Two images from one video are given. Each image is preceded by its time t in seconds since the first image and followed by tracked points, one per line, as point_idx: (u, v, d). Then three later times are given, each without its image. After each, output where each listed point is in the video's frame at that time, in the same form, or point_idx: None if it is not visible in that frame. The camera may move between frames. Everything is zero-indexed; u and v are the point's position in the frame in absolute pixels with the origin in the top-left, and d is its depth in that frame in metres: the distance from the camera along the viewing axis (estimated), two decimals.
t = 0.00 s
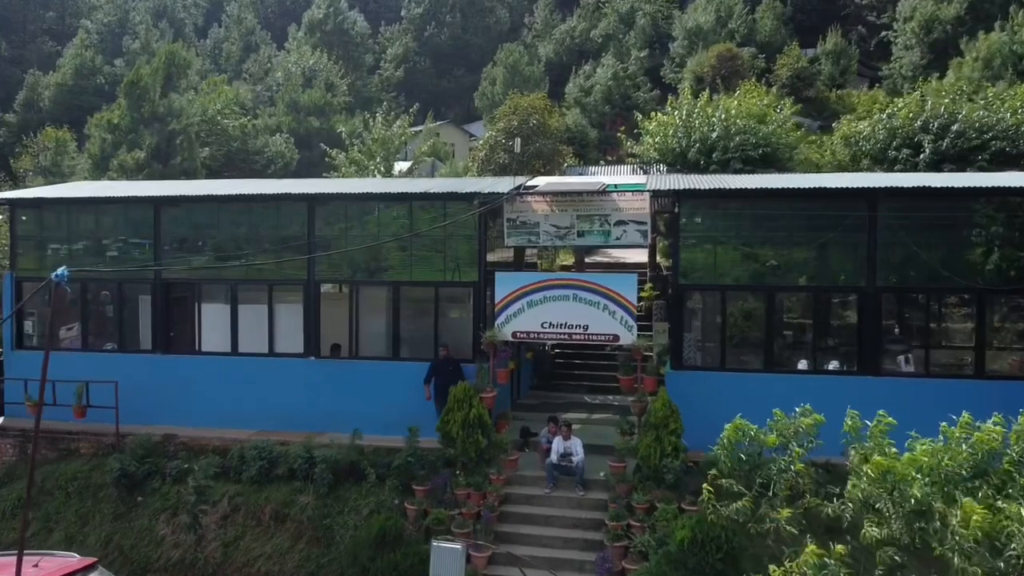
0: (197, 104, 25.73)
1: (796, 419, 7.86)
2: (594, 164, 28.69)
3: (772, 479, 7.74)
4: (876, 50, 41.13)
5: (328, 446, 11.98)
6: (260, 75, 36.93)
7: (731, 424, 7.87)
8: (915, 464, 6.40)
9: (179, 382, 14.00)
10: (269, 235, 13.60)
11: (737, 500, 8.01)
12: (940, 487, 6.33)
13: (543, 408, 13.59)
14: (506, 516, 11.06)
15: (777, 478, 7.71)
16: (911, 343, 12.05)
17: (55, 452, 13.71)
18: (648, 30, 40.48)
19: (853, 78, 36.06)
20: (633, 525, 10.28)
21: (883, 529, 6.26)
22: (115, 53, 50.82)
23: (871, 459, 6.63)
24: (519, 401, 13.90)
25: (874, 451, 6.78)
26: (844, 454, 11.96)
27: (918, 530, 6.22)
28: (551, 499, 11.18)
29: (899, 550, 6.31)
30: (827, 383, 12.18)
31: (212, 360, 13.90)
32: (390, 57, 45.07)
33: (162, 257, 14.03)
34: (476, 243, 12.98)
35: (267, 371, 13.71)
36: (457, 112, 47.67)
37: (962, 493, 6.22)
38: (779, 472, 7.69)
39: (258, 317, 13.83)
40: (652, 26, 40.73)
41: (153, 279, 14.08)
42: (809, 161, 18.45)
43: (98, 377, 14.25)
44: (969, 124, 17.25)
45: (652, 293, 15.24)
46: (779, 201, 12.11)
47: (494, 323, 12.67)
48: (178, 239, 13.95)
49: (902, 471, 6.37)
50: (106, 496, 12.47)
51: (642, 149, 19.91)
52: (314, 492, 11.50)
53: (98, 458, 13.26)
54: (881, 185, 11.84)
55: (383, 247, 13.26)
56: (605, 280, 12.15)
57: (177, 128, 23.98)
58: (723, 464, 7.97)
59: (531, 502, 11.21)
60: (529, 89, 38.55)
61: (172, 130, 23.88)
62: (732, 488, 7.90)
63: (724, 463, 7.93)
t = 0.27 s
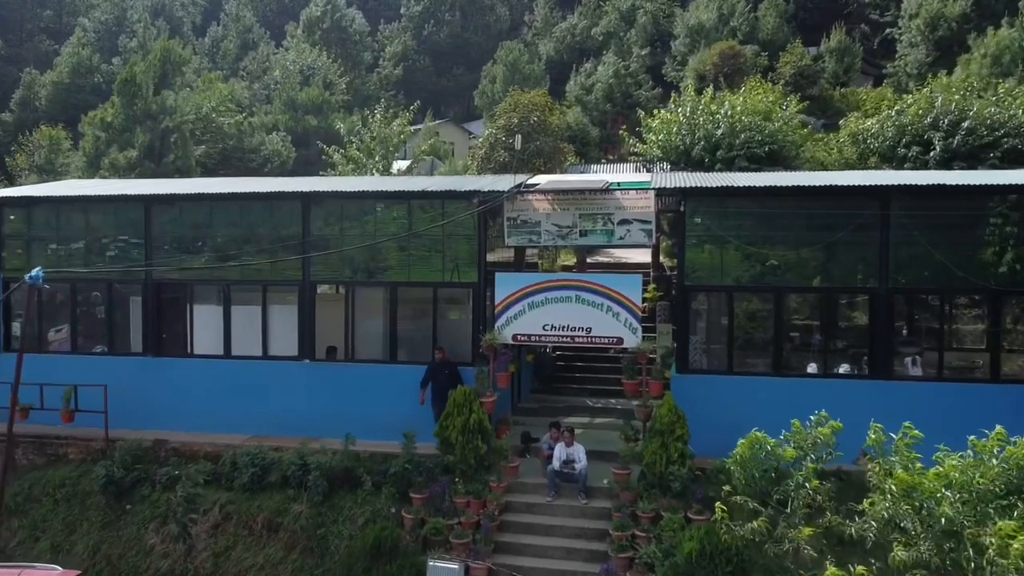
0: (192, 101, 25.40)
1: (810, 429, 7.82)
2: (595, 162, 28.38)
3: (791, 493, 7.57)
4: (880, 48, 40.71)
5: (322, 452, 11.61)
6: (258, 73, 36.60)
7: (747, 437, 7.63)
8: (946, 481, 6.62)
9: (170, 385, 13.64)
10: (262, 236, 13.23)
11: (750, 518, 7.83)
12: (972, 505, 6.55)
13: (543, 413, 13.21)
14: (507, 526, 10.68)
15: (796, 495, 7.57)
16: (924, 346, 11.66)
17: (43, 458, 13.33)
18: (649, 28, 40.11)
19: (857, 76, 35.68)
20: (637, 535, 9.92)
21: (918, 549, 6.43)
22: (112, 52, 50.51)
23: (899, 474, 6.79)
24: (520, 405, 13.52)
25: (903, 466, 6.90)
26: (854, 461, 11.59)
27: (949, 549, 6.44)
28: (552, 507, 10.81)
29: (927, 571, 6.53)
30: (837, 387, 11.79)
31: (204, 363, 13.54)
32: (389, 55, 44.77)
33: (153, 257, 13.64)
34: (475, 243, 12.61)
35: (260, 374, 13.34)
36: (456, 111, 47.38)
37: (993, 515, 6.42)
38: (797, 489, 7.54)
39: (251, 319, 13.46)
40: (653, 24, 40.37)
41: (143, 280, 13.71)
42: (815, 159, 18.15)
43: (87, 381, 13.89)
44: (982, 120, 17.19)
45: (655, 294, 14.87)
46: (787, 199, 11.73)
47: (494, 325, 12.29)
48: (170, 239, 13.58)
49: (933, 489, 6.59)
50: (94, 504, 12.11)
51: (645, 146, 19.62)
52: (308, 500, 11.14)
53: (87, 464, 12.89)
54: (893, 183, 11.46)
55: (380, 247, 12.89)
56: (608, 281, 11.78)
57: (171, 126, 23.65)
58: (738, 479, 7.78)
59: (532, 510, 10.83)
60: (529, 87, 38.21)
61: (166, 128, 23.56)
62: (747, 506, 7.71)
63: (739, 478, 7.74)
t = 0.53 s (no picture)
0: (188, 99, 25.10)
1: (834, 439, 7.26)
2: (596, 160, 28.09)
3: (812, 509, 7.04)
4: (884, 46, 40.34)
5: (317, 457, 11.29)
6: (256, 72, 36.26)
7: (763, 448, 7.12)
8: (978, 495, 5.90)
9: (162, 388, 13.31)
10: (256, 235, 12.91)
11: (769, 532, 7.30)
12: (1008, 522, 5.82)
13: (545, 417, 12.90)
14: (507, 534, 10.35)
15: (817, 509, 7.01)
16: (935, 348, 11.32)
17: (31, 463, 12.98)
18: (650, 26, 39.78)
19: (861, 74, 35.34)
20: (643, 544, 9.63)
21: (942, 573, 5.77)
22: (109, 50, 50.20)
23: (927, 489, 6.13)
24: (520, 409, 13.19)
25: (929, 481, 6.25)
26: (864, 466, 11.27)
27: (980, 570, 5.80)
28: (555, 515, 10.48)
29: None
30: (848, 391, 11.46)
31: (196, 365, 13.21)
32: (387, 53, 44.47)
33: (144, 257, 13.31)
34: (474, 243, 12.28)
35: (254, 377, 13.02)
36: (456, 110, 47.08)
37: None
38: (819, 503, 6.99)
39: (245, 320, 13.15)
40: (654, 22, 40.00)
41: (135, 280, 13.39)
42: (821, 157, 17.91)
43: (77, 384, 13.57)
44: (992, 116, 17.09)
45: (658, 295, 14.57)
46: (795, 197, 11.41)
47: (494, 327, 11.96)
48: (161, 238, 13.24)
49: (962, 505, 5.89)
50: (84, 510, 11.79)
51: (647, 144, 19.43)
52: (303, 507, 10.82)
53: (76, 469, 12.56)
54: (904, 181, 11.12)
55: (378, 246, 12.57)
56: (611, 282, 11.45)
57: (165, 123, 23.36)
58: (756, 490, 7.29)
59: (533, 518, 10.51)
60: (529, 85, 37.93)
61: (160, 125, 23.26)
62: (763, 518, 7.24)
63: (756, 489, 7.26)
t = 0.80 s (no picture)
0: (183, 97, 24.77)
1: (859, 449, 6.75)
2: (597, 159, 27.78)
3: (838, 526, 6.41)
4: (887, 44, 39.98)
5: (311, 463, 10.92)
6: (253, 69, 35.91)
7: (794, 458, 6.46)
8: None
9: (153, 391, 12.96)
10: (249, 234, 12.55)
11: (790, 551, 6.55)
12: None
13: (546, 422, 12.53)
14: (508, 544, 9.98)
15: (845, 527, 6.39)
16: (950, 351, 10.95)
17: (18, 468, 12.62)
18: (652, 24, 39.46)
19: (865, 72, 34.99)
20: (650, 555, 9.28)
21: None
22: (107, 48, 49.91)
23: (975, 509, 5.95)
24: (521, 413, 12.81)
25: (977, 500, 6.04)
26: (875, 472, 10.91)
27: None
28: (557, 524, 10.13)
29: None
30: (859, 395, 11.08)
31: (188, 367, 12.85)
32: (386, 52, 44.16)
33: (135, 256, 12.94)
34: (474, 242, 11.92)
35: (247, 380, 12.66)
36: (456, 108, 46.76)
37: None
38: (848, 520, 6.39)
39: (238, 321, 12.78)
40: (656, 20, 39.68)
41: (125, 280, 13.02)
42: (827, 154, 17.61)
43: (66, 386, 13.22)
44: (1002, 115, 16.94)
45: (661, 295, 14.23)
46: (805, 194, 11.04)
47: (495, 329, 11.58)
48: (152, 236, 12.88)
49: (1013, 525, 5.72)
50: (71, 518, 11.43)
51: (651, 141, 19.14)
52: (296, 515, 10.46)
53: (65, 475, 12.20)
54: (919, 177, 10.74)
55: (375, 245, 12.21)
56: (615, 282, 11.09)
57: (160, 121, 23.04)
58: (778, 505, 6.54)
59: (535, 527, 10.15)
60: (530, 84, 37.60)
61: (154, 123, 22.95)
62: (786, 536, 6.46)
63: (780, 504, 6.49)
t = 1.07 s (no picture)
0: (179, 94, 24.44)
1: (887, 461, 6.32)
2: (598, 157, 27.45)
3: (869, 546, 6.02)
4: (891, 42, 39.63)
5: (306, 469, 10.58)
6: (250, 67, 35.62)
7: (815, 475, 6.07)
8: None
9: (144, 394, 12.61)
10: (243, 233, 12.21)
11: None
12: None
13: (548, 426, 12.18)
14: (510, 553, 9.63)
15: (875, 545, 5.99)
16: (965, 353, 10.61)
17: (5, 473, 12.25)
18: (653, 22, 39.13)
19: (869, 71, 34.65)
20: (657, 564, 8.94)
21: None
22: (105, 46, 49.58)
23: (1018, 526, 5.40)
24: (522, 416, 12.46)
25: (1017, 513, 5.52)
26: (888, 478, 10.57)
27: None
28: (560, 532, 9.78)
29: None
30: (872, 398, 10.74)
31: (181, 369, 12.50)
32: (386, 50, 43.83)
33: (126, 255, 12.58)
34: (474, 241, 11.56)
35: (242, 383, 12.32)
36: (456, 107, 46.42)
37: None
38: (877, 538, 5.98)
39: (232, 322, 12.44)
40: (657, 18, 39.36)
41: (116, 279, 12.67)
42: (835, 152, 17.31)
43: (55, 389, 12.87)
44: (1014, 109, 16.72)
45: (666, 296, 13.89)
46: (816, 192, 10.69)
47: (496, 331, 11.22)
48: (144, 235, 12.53)
49: None
50: (59, 525, 11.09)
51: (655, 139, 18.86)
52: (291, 524, 10.12)
53: (54, 481, 11.85)
54: (933, 174, 10.39)
55: (373, 244, 11.86)
56: (620, 282, 10.74)
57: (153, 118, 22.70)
58: (801, 526, 6.17)
59: (538, 535, 9.81)
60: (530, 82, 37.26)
61: (148, 120, 22.61)
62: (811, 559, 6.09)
63: (803, 525, 6.12)
